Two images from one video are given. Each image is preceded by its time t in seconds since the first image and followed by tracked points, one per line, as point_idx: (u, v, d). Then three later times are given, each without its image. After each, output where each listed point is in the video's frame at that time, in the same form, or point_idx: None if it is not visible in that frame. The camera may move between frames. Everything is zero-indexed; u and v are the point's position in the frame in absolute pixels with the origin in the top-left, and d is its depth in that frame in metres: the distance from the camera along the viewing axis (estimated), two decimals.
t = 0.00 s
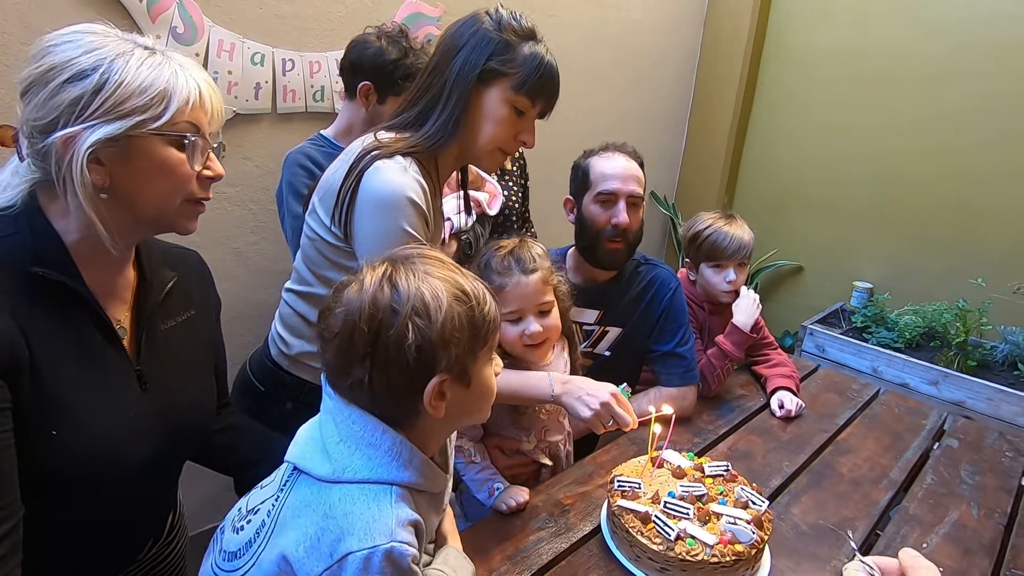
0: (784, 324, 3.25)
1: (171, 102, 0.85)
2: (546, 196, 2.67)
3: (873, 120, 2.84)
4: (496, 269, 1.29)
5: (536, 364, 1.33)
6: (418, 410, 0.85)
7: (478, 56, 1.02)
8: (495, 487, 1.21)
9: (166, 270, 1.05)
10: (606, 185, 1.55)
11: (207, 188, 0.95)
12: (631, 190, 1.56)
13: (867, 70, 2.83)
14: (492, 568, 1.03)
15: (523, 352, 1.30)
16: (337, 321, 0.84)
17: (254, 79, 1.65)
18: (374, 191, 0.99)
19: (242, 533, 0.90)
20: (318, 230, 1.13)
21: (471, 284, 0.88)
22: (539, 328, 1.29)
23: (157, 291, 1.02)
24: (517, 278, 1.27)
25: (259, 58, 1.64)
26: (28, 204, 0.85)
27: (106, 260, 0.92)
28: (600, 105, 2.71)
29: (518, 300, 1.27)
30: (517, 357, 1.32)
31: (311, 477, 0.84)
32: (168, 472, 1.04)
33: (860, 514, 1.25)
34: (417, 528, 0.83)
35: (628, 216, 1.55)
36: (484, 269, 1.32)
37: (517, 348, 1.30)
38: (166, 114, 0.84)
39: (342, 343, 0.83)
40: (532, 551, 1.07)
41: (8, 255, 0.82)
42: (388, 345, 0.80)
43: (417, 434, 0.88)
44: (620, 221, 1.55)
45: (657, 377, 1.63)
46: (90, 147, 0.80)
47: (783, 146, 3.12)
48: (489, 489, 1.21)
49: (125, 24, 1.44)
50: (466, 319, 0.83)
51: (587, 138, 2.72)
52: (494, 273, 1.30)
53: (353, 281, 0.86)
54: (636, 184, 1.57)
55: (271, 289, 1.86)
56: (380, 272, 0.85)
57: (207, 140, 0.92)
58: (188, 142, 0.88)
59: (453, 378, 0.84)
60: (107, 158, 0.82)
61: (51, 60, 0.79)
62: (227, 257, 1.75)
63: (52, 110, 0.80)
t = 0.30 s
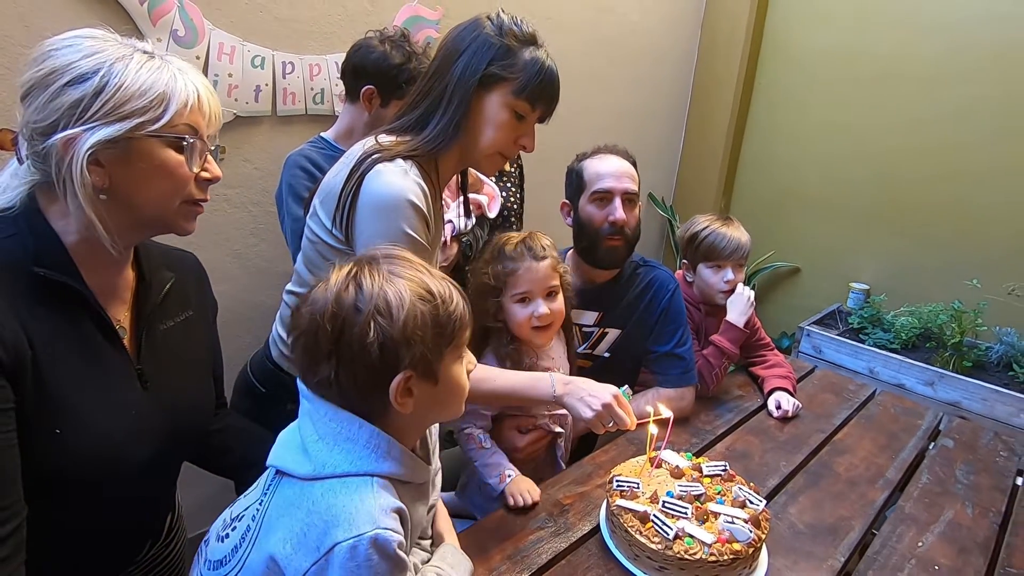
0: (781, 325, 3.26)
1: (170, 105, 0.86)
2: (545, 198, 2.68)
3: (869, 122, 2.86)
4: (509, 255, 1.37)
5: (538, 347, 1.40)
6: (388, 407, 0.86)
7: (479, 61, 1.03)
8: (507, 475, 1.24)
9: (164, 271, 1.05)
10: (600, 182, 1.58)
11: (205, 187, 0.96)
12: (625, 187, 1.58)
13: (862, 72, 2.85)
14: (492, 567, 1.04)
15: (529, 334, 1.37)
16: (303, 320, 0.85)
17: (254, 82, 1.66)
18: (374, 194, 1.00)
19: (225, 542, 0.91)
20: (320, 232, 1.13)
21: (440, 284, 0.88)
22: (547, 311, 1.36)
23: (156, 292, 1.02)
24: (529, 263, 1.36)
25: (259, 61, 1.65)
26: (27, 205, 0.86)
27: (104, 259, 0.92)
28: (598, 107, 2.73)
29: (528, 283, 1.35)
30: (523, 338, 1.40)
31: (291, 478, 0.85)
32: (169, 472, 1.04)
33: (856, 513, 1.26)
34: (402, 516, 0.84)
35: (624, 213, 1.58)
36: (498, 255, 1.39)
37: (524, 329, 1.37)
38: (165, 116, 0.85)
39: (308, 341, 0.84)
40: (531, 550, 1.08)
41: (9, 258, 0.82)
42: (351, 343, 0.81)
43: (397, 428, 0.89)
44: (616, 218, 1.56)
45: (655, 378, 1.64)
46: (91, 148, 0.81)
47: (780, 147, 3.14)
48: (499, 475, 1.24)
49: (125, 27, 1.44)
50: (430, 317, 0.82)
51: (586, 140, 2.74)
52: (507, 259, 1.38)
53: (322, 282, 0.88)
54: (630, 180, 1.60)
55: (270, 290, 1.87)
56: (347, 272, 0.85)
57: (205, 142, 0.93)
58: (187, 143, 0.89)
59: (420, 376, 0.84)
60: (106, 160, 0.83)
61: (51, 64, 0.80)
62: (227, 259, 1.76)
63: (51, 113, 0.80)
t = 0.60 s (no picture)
0: (778, 326, 3.28)
1: (164, 105, 0.86)
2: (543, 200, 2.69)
3: (865, 125, 2.88)
4: (508, 240, 1.44)
5: (534, 326, 1.46)
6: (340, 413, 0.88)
7: (480, 65, 1.05)
8: (514, 445, 1.37)
9: (162, 270, 1.05)
10: (596, 182, 1.59)
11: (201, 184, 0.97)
12: (621, 186, 1.60)
13: (858, 76, 2.87)
14: (491, 565, 1.05)
15: (529, 314, 1.44)
16: (253, 330, 0.88)
17: (255, 84, 1.67)
18: (376, 196, 1.01)
19: (219, 552, 0.95)
20: (321, 233, 1.14)
21: (387, 292, 0.89)
22: (545, 291, 1.43)
23: (154, 290, 1.02)
24: (529, 248, 1.43)
25: (260, 63, 1.66)
26: (24, 205, 0.87)
27: (101, 257, 0.93)
28: (596, 110, 2.74)
29: (528, 266, 1.42)
30: (522, 319, 1.46)
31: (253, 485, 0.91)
32: (169, 469, 1.05)
33: (851, 512, 1.28)
34: (357, 502, 0.88)
35: (621, 211, 1.59)
36: (496, 241, 1.45)
37: (524, 309, 1.44)
38: (159, 116, 0.86)
39: (257, 350, 0.87)
40: (529, 548, 1.09)
41: (7, 257, 0.83)
42: (293, 352, 0.84)
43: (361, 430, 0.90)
44: (614, 215, 1.58)
45: (653, 379, 1.65)
46: (86, 148, 0.82)
47: (776, 150, 3.16)
48: (507, 445, 1.37)
49: (126, 30, 1.45)
50: (370, 328, 0.83)
51: (583, 143, 2.75)
52: (508, 243, 1.44)
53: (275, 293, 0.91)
54: (626, 179, 1.61)
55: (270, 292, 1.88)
56: (292, 283, 0.87)
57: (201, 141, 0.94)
58: (182, 143, 0.90)
59: (365, 383, 0.86)
60: (103, 160, 0.84)
61: (47, 65, 0.81)
62: (227, 261, 1.77)
63: (48, 113, 0.81)
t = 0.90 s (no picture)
0: (774, 326, 3.28)
1: (131, 89, 0.85)
2: (540, 200, 2.70)
3: (860, 126, 2.89)
4: (504, 236, 1.45)
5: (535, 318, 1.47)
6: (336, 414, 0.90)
7: (478, 66, 1.05)
8: (514, 431, 1.39)
9: (150, 263, 1.05)
10: (593, 181, 1.60)
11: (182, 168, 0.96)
12: (618, 184, 1.61)
13: (853, 77, 2.88)
14: (489, 564, 1.05)
15: (530, 306, 1.44)
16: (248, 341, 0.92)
17: (252, 84, 1.67)
18: (373, 195, 1.02)
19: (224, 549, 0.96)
20: (318, 232, 1.14)
21: (372, 296, 0.89)
22: (544, 283, 1.44)
23: (144, 285, 1.02)
24: (524, 241, 1.44)
25: (256, 63, 1.66)
26: (7, 200, 0.87)
27: (89, 248, 0.93)
28: (592, 110, 2.75)
29: (527, 260, 1.43)
30: (522, 310, 1.46)
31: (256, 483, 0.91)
32: (165, 466, 1.05)
33: (848, 510, 1.28)
34: (362, 491, 0.89)
35: (618, 209, 1.60)
36: (493, 239, 1.46)
37: (524, 302, 1.44)
38: (126, 99, 0.85)
39: (252, 359, 0.90)
40: (528, 547, 1.09)
41: None
42: (281, 360, 0.86)
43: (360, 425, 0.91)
44: (611, 214, 1.58)
45: (651, 379, 1.65)
46: (54, 136, 0.81)
47: (772, 151, 3.17)
48: (508, 432, 1.39)
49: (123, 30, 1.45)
50: (351, 332, 0.85)
51: (580, 143, 2.76)
52: (505, 239, 1.45)
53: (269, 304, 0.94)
54: (623, 178, 1.62)
55: (267, 292, 1.88)
56: (277, 293, 0.90)
57: (175, 125, 0.93)
58: (152, 126, 0.88)
59: (352, 387, 0.87)
60: (73, 149, 0.84)
61: (10, 57, 0.81)
62: (224, 260, 1.77)
63: (14, 105, 0.81)
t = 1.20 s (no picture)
0: (772, 325, 3.28)
1: (31, 55, 0.79)
2: (538, 200, 2.69)
3: (857, 125, 2.88)
4: (510, 234, 1.44)
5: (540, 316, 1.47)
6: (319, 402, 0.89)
7: (475, 63, 1.03)
8: (522, 430, 1.38)
9: (122, 254, 1.04)
10: (589, 180, 1.59)
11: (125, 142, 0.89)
12: (614, 183, 1.60)
13: (851, 75, 2.87)
14: (487, 566, 1.03)
15: (536, 304, 1.43)
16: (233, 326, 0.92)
17: (246, 82, 1.65)
18: (369, 192, 1.00)
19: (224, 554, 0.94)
20: (313, 231, 1.12)
21: (356, 284, 0.89)
22: (551, 280, 1.43)
23: (113, 274, 1.00)
24: (531, 239, 1.43)
25: (250, 61, 1.64)
26: None
27: (42, 240, 0.91)
28: (590, 109, 2.74)
29: (531, 257, 1.41)
30: (529, 309, 1.46)
31: (251, 484, 0.90)
32: (147, 462, 1.03)
33: (847, 510, 1.27)
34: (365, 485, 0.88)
35: (615, 208, 1.59)
36: (498, 237, 1.45)
37: (531, 300, 1.43)
38: (31, 68, 0.79)
39: (236, 345, 0.91)
40: (527, 549, 1.08)
41: None
42: (261, 343, 0.86)
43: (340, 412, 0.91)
44: (606, 212, 1.57)
45: (650, 379, 1.64)
46: None
47: (769, 150, 3.16)
48: (516, 431, 1.37)
49: (115, 27, 1.44)
50: (331, 317, 0.85)
51: (578, 142, 2.75)
52: (510, 237, 1.44)
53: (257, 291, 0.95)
54: (618, 176, 1.61)
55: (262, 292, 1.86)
56: (263, 279, 0.91)
57: (101, 91, 0.86)
58: (63, 92, 0.81)
59: (330, 371, 0.86)
60: None
61: None
62: (219, 260, 1.75)
63: None
